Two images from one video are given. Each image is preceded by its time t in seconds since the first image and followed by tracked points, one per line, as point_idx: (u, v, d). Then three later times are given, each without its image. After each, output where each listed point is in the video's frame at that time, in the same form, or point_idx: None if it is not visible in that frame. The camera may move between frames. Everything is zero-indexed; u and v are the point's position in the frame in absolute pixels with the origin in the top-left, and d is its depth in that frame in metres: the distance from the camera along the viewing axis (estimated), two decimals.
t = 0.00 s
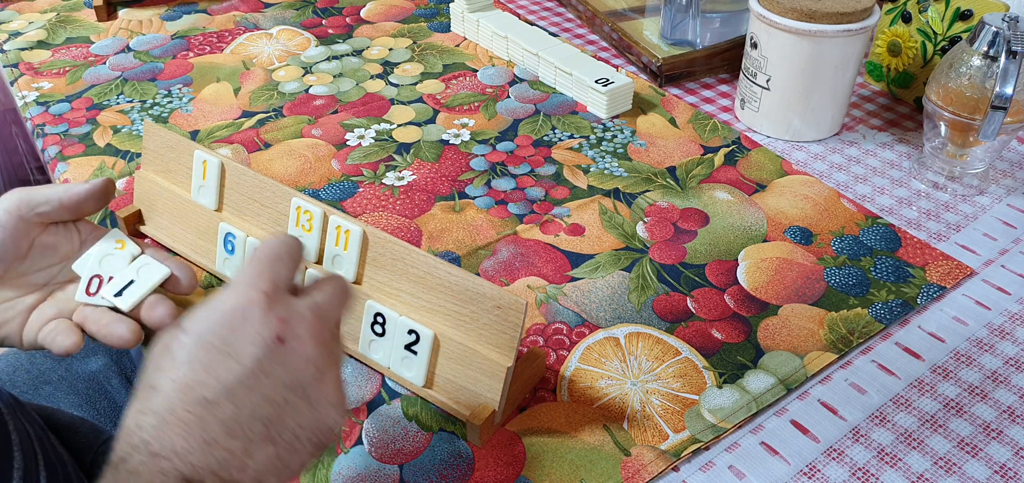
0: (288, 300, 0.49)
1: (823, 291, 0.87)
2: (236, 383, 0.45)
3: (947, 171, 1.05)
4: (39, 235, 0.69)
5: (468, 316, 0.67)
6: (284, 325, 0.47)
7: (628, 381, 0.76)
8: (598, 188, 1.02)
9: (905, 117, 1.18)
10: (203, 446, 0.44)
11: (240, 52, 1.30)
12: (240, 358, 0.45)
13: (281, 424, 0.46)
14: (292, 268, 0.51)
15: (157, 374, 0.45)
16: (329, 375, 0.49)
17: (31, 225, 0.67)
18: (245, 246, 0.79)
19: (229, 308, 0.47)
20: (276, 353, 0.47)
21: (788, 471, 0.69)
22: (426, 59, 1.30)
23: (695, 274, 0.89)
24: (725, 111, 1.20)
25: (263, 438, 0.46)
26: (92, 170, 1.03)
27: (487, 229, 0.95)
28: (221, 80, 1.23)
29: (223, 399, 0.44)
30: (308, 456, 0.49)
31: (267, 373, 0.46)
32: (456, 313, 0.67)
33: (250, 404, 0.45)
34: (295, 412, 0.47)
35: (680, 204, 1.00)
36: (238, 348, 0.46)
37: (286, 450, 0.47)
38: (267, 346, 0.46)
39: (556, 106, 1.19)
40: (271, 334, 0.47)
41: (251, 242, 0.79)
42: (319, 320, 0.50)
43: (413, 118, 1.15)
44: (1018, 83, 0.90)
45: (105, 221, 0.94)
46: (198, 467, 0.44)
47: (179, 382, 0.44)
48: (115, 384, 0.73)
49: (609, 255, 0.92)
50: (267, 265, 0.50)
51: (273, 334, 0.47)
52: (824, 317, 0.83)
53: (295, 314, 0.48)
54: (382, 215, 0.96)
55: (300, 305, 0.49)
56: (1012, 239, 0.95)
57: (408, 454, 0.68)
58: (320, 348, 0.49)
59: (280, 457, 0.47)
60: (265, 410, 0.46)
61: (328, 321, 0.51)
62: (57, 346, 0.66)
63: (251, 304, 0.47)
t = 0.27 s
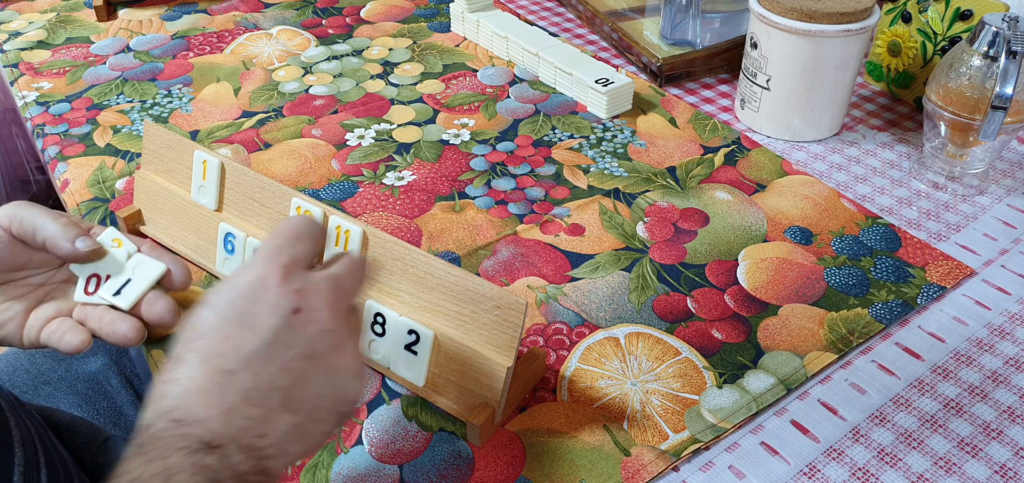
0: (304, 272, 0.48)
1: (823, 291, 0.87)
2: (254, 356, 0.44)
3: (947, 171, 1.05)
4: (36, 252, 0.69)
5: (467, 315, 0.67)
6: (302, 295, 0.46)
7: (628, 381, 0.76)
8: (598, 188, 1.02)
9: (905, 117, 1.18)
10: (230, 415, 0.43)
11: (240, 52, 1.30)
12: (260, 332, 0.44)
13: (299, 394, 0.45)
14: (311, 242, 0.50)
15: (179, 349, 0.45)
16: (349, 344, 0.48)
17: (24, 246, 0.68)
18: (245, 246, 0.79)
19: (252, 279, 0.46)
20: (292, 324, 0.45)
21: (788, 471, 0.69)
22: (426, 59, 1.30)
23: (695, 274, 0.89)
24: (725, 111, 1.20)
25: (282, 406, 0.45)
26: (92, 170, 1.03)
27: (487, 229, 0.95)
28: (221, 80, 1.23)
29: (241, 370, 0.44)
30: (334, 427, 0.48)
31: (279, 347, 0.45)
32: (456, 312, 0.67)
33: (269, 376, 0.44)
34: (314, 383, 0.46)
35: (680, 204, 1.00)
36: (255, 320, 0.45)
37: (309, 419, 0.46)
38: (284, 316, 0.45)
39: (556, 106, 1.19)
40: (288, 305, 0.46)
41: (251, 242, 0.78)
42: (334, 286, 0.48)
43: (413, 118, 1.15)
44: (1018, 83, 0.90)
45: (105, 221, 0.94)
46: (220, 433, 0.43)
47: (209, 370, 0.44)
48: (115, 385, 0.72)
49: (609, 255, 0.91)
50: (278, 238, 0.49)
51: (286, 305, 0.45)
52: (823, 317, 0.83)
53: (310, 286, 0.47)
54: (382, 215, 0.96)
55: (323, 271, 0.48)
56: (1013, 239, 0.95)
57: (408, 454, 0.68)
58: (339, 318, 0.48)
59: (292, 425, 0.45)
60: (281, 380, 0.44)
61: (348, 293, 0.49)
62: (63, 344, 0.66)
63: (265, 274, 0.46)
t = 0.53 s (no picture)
0: (387, 249, 0.53)
1: (823, 291, 0.87)
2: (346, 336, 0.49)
3: (947, 171, 1.05)
4: (38, 245, 0.73)
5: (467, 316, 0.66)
6: (379, 269, 0.51)
7: (628, 381, 0.76)
8: (598, 188, 1.02)
9: (905, 117, 1.18)
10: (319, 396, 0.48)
11: (240, 52, 1.30)
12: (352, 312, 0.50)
13: (387, 365, 0.50)
14: (392, 226, 0.56)
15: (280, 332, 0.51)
16: (432, 316, 0.52)
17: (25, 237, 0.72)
18: (245, 246, 0.80)
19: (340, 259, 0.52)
20: (370, 297, 0.50)
21: (788, 472, 0.69)
22: (426, 59, 1.30)
23: (695, 274, 0.89)
24: (725, 111, 1.20)
25: (371, 379, 0.49)
26: (92, 170, 1.03)
27: (487, 229, 0.95)
28: (221, 80, 1.23)
29: (325, 344, 0.49)
30: (426, 402, 0.52)
31: (366, 325, 0.50)
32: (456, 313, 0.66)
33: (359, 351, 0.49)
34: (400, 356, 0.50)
35: (680, 204, 1.00)
36: (337, 296, 0.50)
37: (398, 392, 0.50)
38: (363, 289, 0.50)
39: (556, 106, 1.19)
40: (367, 279, 0.51)
41: (251, 242, 0.79)
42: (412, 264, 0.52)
43: (413, 118, 1.15)
44: (1018, 83, 0.90)
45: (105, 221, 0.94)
46: (304, 406, 0.48)
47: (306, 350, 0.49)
48: (115, 385, 0.72)
49: (609, 255, 0.92)
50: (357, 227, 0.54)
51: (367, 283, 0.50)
52: (824, 317, 0.83)
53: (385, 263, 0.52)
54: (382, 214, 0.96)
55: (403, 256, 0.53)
56: (1013, 239, 0.95)
57: (408, 454, 0.68)
58: (419, 289, 0.51)
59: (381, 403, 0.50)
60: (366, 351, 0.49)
61: (430, 268, 0.53)
62: (75, 340, 0.71)
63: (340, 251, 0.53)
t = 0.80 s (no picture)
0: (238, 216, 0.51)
1: (823, 291, 0.87)
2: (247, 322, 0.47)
3: (947, 172, 1.05)
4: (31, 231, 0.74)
5: (467, 315, 0.67)
6: (213, 238, 0.49)
7: (628, 381, 0.76)
8: (598, 188, 1.02)
9: (905, 117, 1.18)
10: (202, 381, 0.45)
11: (240, 52, 1.30)
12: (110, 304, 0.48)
13: (259, 337, 0.47)
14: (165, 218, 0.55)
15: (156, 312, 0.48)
16: (287, 279, 0.49)
17: (27, 218, 0.73)
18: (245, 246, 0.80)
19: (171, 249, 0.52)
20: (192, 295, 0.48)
21: (788, 472, 0.69)
22: (426, 59, 1.30)
23: (696, 274, 0.89)
24: (725, 111, 1.20)
25: (243, 349, 0.46)
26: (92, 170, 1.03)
27: (487, 229, 0.95)
28: (221, 80, 1.23)
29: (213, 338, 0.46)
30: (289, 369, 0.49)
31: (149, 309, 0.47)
32: (456, 312, 0.67)
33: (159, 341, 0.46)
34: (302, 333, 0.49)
35: (680, 204, 1.00)
36: (180, 271, 0.48)
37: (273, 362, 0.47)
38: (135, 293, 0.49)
39: (556, 106, 1.19)
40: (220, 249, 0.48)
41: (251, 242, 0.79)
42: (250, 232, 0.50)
43: (413, 118, 1.15)
44: (1018, 83, 0.90)
45: (105, 221, 0.94)
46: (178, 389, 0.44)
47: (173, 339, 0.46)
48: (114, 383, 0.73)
49: (609, 255, 0.92)
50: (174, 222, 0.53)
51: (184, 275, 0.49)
52: (823, 317, 0.83)
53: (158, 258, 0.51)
54: (382, 215, 0.96)
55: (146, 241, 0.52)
56: (1013, 239, 0.95)
57: (408, 454, 0.68)
58: (275, 256, 0.49)
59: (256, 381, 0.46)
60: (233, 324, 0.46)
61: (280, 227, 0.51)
62: (71, 349, 0.71)
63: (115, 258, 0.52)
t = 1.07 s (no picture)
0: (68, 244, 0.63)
1: (823, 291, 0.87)
2: None
3: (947, 172, 1.05)
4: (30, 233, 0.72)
5: (467, 315, 0.67)
6: (69, 257, 0.62)
7: (628, 381, 0.76)
8: (598, 188, 1.02)
9: (905, 117, 1.18)
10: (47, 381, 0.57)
11: (240, 52, 1.30)
12: None
13: (112, 326, 0.61)
14: None
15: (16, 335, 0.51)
16: (133, 276, 0.64)
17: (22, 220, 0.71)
18: (245, 246, 0.80)
19: None
20: None
21: (788, 472, 0.69)
22: (426, 59, 1.30)
23: (696, 274, 0.89)
24: (725, 111, 1.20)
25: (101, 341, 0.60)
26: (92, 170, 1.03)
27: (487, 229, 0.95)
28: (221, 80, 1.23)
29: None
30: (165, 345, 0.65)
31: (12, 321, 0.59)
32: (456, 312, 0.67)
33: None
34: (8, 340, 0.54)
35: (680, 204, 1.00)
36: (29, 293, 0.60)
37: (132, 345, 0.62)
38: None
39: (556, 106, 1.19)
40: (61, 266, 0.61)
41: (251, 242, 0.79)
42: None
43: (413, 118, 1.15)
44: (1018, 83, 0.90)
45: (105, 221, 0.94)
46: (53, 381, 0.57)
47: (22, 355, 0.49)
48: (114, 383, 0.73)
49: (609, 255, 0.92)
50: None
51: None
52: (824, 317, 0.83)
53: None
54: (382, 215, 0.96)
55: None
56: (1013, 239, 0.95)
57: (408, 454, 0.68)
58: (107, 259, 0.63)
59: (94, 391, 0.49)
60: None
61: (118, 244, 0.64)
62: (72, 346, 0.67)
63: None
